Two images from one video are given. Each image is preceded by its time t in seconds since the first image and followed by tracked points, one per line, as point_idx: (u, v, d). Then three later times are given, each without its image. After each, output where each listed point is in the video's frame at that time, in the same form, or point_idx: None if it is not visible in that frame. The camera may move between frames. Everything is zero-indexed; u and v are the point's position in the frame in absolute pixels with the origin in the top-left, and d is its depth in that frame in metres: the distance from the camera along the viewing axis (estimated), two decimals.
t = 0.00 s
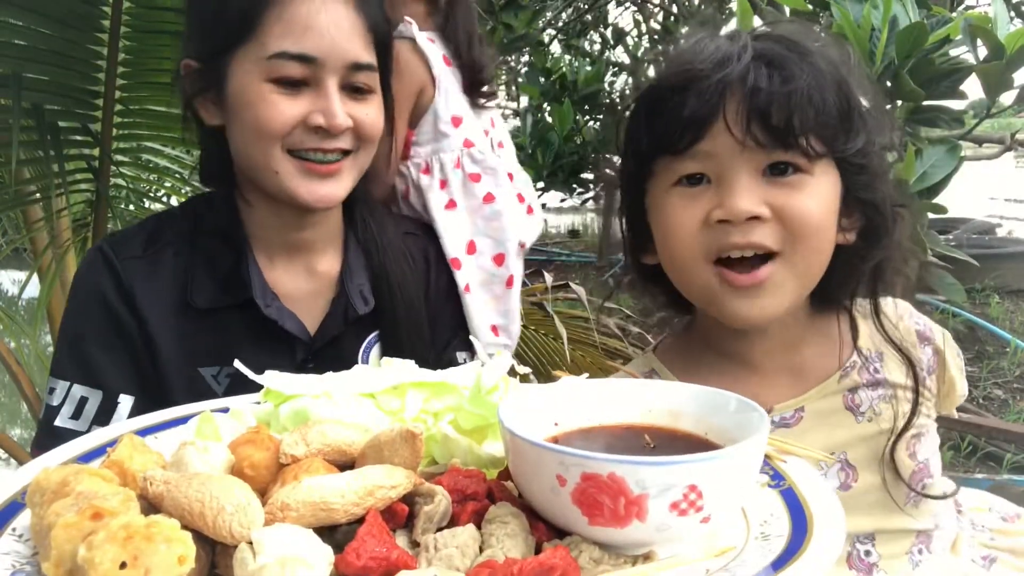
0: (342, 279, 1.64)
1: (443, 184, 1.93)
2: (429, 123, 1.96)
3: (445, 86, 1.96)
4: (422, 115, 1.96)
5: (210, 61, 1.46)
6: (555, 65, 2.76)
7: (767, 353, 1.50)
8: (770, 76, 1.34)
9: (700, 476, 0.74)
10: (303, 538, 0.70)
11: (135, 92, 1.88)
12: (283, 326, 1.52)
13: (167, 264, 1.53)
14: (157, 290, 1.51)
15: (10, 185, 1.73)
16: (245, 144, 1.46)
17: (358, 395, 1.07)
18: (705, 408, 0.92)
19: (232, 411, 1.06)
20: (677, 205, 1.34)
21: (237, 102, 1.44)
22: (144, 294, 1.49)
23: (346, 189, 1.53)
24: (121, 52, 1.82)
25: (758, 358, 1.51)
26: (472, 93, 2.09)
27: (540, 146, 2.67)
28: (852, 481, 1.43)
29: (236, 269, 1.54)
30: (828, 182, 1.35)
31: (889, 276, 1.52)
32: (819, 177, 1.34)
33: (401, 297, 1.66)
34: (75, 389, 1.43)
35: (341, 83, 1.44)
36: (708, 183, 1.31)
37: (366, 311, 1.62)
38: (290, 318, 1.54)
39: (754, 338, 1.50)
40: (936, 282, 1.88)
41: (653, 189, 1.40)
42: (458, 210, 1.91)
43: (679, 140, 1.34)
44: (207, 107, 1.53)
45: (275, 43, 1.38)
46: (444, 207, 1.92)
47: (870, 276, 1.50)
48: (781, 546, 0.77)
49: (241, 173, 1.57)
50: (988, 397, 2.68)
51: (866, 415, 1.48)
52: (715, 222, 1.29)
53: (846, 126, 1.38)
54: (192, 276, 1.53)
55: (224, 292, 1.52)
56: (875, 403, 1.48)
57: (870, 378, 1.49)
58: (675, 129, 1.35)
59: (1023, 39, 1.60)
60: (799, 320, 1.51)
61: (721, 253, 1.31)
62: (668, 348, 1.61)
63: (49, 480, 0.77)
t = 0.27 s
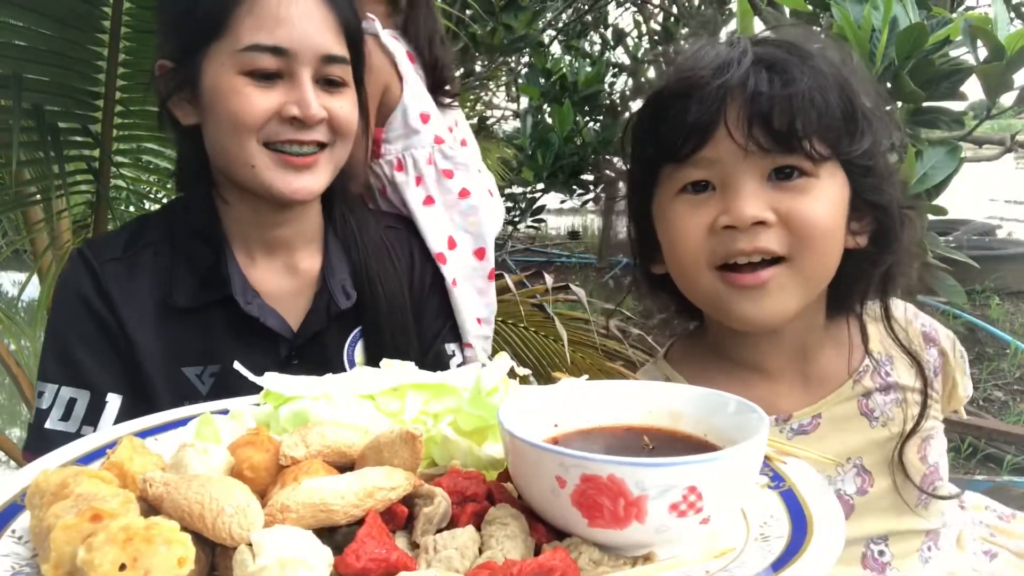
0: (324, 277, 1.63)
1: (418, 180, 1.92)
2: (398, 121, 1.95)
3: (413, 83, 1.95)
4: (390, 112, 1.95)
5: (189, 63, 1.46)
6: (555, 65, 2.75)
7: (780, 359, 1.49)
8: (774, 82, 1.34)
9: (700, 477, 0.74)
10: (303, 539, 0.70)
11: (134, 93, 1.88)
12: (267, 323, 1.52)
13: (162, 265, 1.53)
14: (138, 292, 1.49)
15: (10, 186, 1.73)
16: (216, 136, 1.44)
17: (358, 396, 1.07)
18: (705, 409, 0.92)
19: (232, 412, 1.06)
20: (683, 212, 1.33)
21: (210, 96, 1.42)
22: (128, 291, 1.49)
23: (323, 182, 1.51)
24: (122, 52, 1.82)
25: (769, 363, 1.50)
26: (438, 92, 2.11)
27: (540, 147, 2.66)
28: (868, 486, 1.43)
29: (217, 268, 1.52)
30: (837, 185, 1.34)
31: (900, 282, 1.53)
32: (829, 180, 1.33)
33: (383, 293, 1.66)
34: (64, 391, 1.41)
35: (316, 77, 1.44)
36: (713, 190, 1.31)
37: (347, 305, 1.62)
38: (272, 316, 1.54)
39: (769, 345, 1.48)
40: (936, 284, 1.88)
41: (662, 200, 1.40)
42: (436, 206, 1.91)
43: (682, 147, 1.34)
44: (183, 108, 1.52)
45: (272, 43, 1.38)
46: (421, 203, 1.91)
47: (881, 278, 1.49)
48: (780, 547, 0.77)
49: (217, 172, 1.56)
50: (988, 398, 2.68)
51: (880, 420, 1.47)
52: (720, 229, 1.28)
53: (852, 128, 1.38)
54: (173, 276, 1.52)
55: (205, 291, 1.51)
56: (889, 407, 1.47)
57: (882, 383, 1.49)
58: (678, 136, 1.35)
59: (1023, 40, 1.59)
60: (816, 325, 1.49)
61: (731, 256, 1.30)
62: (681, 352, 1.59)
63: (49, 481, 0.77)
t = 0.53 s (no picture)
0: (317, 270, 1.64)
1: (404, 174, 1.92)
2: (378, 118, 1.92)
3: (391, 78, 1.91)
4: (369, 105, 1.91)
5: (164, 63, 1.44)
6: (556, 63, 2.76)
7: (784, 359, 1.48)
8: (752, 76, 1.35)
9: (700, 476, 0.74)
10: (303, 537, 0.70)
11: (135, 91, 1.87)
12: (261, 319, 1.53)
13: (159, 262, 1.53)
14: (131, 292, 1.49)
15: (10, 185, 1.72)
16: (199, 126, 1.44)
17: (358, 395, 1.07)
18: (705, 408, 0.92)
19: (232, 411, 1.05)
20: (668, 212, 1.33)
21: (192, 85, 1.42)
22: (123, 293, 1.48)
23: (309, 173, 1.51)
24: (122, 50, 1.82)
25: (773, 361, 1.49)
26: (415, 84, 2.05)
27: (540, 145, 2.68)
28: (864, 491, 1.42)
29: (209, 265, 1.52)
30: (825, 181, 1.33)
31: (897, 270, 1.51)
32: (810, 176, 1.32)
33: (375, 288, 1.65)
34: (60, 397, 1.39)
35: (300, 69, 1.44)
36: (699, 190, 1.31)
37: (342, 299, 1.63)
38: (267, 311, 1.54)
39: (772, 346, 1.47)
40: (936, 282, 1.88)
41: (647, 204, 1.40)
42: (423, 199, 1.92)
43: (667, 148, 1.35)
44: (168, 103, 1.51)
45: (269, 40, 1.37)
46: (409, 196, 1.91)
47: (878, 274, 1.47)
48: (780, 546, 0.77)
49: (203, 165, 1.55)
50: (988, 398, 2.68)
51: (886, 429, 1.43)
52: (704, 228, 1.28)
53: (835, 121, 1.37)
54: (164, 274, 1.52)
55: (197, 289, 1.51)
56: (894, 414, 1.43)
57: (890, 388, 1.44)
58: (663, 138, 1.36)
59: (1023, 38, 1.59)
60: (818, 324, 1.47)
61: (711, 258, 1.30)
62: (683, 349, 1.61)
63: (49, 480, 0.77)
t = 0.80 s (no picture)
0: (313, 274, 1.65)
1: (399, 181, 1.93)
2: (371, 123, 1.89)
3: (384, 84, 1.91)
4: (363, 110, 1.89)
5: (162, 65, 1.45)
6: (554, 66, 2.77)
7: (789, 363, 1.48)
8: (795, 89, 1.34)
9: (696, 473, 0.75)
10: (303, 535, 0.70)
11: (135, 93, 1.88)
12: (255, 325, 1.53)
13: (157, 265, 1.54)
14: (123, 297, 1.49)
15: (11, 188, 1.73)
16: (191, 130, 1.44)
17: (357, 396, 1.08)
18: (701, 407, 0.92)
19: (232, 412, 1.06)
20: (702, 208, 1.35)
21: (185, 89, 1.42)
22: (115, 299, 1.48)
23: (302, 177, 1.51)
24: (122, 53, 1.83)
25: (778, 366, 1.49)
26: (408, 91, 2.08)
27: (540, 148, 2.66)
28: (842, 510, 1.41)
29: (204, 271, 1.52)
30: (856, 195, 1.33)
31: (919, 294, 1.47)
32: (846, 188, 1.32)
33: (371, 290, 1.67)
34: (57, 403, 1.41)
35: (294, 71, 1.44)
36: (734, 189, 1.33)
37: (338, 304, 1.63)
38: (260, 317, 1.54)
39: (780, 350, 1.48)
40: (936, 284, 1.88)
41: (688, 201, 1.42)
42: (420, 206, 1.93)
43: (710, 146, 1.37)
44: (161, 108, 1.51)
45: (266, 43, 1.38)
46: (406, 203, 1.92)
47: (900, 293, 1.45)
48: (776, 543, 0.78)
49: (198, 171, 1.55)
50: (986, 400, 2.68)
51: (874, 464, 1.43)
52: (733, 227, 1.31)
53: (878, 141, 1.37)
54: (158, 279, 1.52)
55: (190, 295, 1.50)
56: (884, 452, 1.43)
57: (887, 430, 1.43)
58: (704, 141, 1.38)
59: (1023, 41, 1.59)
60: (831, 335, 1.46)
61: (738, 255, 1.32)
62: (709, 340, 1.60)
63: (50, 480, 0.78)
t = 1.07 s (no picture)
0: (310, 281, 1.63)
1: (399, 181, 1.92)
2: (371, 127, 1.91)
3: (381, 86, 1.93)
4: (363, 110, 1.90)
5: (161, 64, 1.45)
6: (555, 66, 2.77)
7: (809, 348, 1.44)
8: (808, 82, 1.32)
9: (691, 472, 0.75)
10: (299, 533, 0.71)
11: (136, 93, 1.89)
12: (250, 335, 1.52)
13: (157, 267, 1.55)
14: (113, 300, 1.50)
15: (11, 187, 1.73)
16: (186, 131, 1.43)
17: (354, 396, 1.08)
18: (697, 406, 0.92)
19: (230, 413, 1.06)
20: (721, 197, 1.33)
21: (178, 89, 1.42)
22: (105, 305, 1.49)
23: (299, 178, 1.50)
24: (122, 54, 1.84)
25: (794, 353, 1.46)
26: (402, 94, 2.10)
27: (539, 148, 2.65)
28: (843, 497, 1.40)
29: (199, 278, 1.53)
30: (866, 181, 1.29)
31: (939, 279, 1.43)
32: (857, 175, 1.29)
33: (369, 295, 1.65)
34: (49, 413, 1.41)
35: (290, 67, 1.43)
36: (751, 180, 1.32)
37: (336, 312, 1.61)
38: (255, 327, 1.54)
39: (800, 339, 1.44)
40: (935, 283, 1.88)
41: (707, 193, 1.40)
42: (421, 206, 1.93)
43: (726, 142, 1.35)
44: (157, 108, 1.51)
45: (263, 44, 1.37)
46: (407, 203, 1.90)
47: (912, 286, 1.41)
48: (771, 541, 0.78)
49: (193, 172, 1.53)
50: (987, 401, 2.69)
51: (886, 444, 1.40)
52: (749, 213, 1.29)
53: (889, 128, 1.34)
54: (153, 287, 1.52)
55: (184, 302, 1.51)
56: (899, 434, 1.40)
57: (901, 407, 1.40)
58: (721, 132, 1.37)
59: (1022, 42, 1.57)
60: (850, 325, 1.42)
61: (753, 240, 1.29)
62: (737, 327, 1.58)
63: (47, 480, 0.78)
